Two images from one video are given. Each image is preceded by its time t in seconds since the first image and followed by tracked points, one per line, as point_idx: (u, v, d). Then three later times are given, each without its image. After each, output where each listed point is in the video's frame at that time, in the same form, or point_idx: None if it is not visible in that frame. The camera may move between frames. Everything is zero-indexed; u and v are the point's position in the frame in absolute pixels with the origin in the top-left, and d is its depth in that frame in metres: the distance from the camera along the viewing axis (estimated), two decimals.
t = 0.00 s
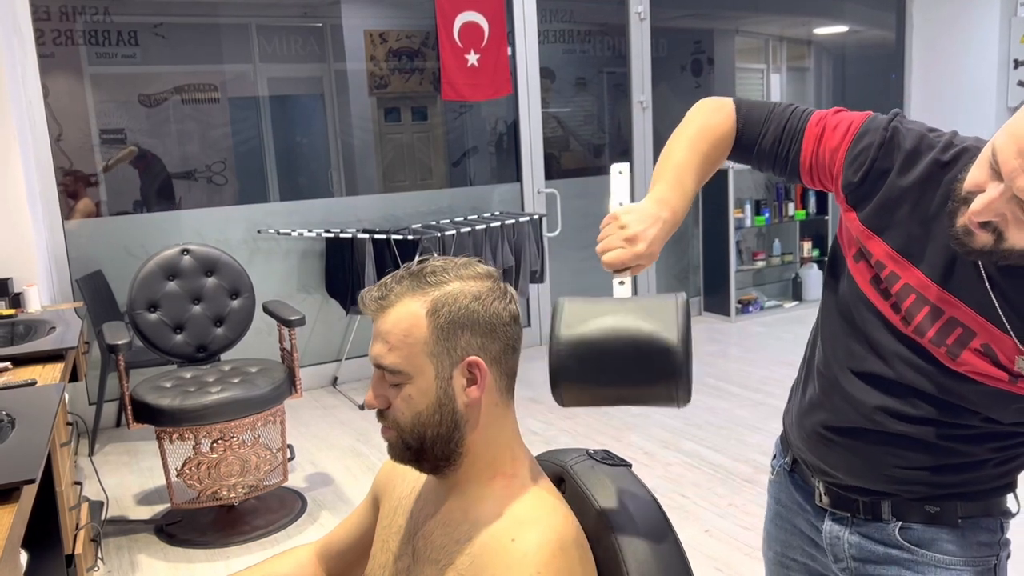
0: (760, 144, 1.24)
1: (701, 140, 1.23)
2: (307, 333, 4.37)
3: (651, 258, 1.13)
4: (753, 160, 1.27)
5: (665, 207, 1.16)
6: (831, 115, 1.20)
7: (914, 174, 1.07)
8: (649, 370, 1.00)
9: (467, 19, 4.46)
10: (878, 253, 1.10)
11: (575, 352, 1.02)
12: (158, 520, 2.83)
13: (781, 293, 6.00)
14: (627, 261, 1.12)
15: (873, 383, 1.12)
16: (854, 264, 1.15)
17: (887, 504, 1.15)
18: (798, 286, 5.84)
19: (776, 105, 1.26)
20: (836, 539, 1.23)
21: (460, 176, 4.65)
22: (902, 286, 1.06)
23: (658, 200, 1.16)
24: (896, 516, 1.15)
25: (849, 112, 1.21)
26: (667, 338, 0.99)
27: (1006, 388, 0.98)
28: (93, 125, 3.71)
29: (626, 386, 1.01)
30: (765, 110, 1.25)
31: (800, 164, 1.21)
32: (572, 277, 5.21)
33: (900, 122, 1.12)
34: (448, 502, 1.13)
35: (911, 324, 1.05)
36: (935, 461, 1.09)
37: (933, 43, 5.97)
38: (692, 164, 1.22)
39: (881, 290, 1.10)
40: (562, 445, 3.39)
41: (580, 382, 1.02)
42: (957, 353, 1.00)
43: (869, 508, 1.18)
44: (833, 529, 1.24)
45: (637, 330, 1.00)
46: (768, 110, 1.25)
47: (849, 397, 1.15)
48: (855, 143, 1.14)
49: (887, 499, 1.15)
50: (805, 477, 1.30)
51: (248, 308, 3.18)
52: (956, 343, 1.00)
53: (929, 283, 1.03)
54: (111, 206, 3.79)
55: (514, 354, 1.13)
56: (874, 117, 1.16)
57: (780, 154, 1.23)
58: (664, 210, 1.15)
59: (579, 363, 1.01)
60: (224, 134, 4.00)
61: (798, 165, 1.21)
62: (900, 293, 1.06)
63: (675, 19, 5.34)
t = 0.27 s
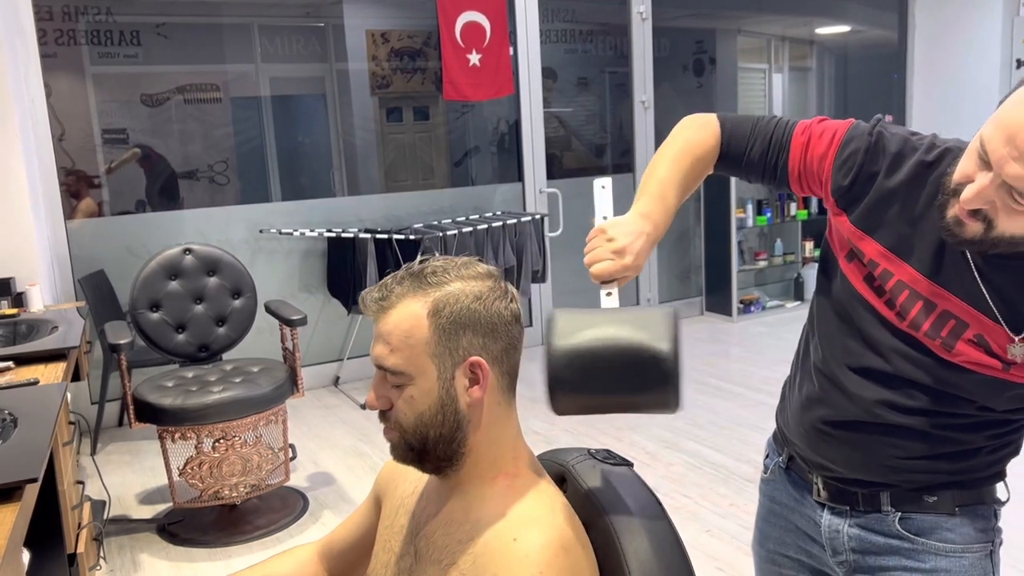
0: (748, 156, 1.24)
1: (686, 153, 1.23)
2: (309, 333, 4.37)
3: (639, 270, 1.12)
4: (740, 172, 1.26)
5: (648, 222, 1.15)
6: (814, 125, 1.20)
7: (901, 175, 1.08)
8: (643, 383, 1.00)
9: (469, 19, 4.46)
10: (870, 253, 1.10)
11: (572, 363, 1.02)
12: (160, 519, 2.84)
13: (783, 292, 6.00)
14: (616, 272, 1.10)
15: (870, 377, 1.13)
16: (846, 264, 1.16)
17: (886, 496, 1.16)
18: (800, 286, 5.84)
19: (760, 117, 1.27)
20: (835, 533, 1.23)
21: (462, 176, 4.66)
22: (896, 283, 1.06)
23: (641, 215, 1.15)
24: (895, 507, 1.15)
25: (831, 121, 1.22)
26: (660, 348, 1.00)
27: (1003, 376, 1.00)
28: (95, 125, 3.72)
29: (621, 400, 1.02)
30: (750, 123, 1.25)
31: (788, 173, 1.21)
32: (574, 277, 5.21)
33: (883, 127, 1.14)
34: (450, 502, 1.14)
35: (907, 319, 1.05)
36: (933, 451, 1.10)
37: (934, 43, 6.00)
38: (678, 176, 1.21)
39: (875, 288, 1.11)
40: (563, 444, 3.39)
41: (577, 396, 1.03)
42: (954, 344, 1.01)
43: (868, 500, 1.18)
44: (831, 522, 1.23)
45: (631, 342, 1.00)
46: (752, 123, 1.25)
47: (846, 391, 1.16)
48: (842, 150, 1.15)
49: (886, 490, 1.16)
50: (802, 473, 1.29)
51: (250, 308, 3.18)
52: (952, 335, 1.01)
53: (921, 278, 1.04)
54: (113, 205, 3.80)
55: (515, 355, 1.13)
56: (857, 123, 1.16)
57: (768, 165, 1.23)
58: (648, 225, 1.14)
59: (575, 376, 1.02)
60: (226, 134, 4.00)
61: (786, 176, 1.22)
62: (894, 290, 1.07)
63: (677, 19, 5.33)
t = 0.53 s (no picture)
0: (733, 169, 1.28)
1: (670, 166, 1.26)
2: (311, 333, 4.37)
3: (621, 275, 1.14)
4: (722, 184, 1.30)
5: (632, 230, 1.18)
6: (792, 138, 1.26)
7: (882, 179, 1.15)
8: (638, 382, 1.01)
9: (472, 18, 4.45)
10: (857, 254, 1.16)
11: (568, 361, 1.01)
12: (163, 518, 2.84)
13: (786, 293, 5.99)
14: (602, 275, 1.12)
15: (864, 375, 1.17)
16: (833, 268, 1.21)
17: (882, 490, 1.19)
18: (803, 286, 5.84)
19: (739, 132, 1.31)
20: (832, 530, 1.25)
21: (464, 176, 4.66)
22: (884, 282, 1.13)
23: (624, 223, 1.18)
24: (892, 502, 1.19)
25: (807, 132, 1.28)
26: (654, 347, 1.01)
27: (990, 367, 1.06)
28: (98, 125, 3.72)
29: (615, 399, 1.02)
30: (731, 137, 1.29)
31: (773, 182, 1.26)
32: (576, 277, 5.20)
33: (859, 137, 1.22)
34: (453, 501, 1.14)
35: (897, 316, 1.11)
36: (927, 444, 1.14)
37: (935, 43, 6.00)
38: (659, 191, 1.24)
39: (863, 290, 1.16)
40: (565, 445, 3.39)
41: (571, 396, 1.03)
42: (942, 337, 1.08)
43: (865, 496, 1.21)
44: (828, 520, 1.26)
45: (629, 343, 1.01)
46: (734, 137, 1.29)
47: (840, 390, 1.20)
48: (825, 159, 1.21)
49: (882, 486, 1.19)
50: (799, 472, 1.31)
51: (253, 308, 3.18)
52: (941, 327, 1.08)
53: (908, 277, 1.11)
54: (116, 205, 3.80)
55: (520, 354, 1.13)
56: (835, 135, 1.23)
57: (753, 176, 1.27)
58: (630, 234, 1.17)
59: (571, 376, 1.02)
60: (229, 134, 4.01)
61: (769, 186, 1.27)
62: (882, 289, 1.13)
63: (679, 19, 5.33)
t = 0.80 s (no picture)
0: (720, 180, 1.31)
1: (657, 178, 1.30)
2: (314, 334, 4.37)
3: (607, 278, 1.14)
4: (710, 196, 1.34)
5: (618, 236, 1.19)
6: (774, 150, 1.30)
7: (865, 184, 1.20)
8: (629, 376, 1.01)
9: (475, 18, 4.45)
10: (843, 257, 1.21)
11: (566, 349, 1.02)
12: (165, 518, 2.84)
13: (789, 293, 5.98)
14: (590, 275, 1.11)
15: (854, 374, 1.20)
16: (820, 272, 1.25)
17: (875, 488, 1.22)
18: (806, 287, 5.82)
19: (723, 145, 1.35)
20: (826, 530, 1.27)
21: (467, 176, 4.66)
22: (870, 283, 1.17)
23: (610, 229, 1.20)
24: (884, 500, 1.21)
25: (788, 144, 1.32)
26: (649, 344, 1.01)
27: (973, 360, 1.12)
28: (102, 125, 3.73)
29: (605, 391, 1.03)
30: (715, 150, 1.33)
31: (760, 192, 1.30)
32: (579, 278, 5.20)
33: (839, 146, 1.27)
34: (457, 502, 1.14)
35: (883, 315, 1.16)
36: (918, 440, 1.18)
37: (939, 44, 6.00)
38: (645, 202, 1.27)
39: (850, 291, 1.20)
40: (568, 445, 3.40)
41: (563, 384, 1.03)
42: (927, 333, 1.13)
43: (858, 494, 1.24)
44: (822, 519, 1.28)
45: (620, 339, 1.01)
46: (719, 151, 1.33)
47: (832, 389, 1.23)
48: (808, 168, 1.26)
49: (874, 485, 1.22)
50: (792, 473, 1.33)
51: (255, 308, 3.18)
52: (926, 324, 1.13)
53: (894, 277, 1.15)
54: (119, 205, 3.80)
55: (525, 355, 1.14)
56: (816, 145, 1.28)
57: (740, 187, 1.31)
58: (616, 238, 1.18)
59: (566, 365, 1.02)
60: (232, 134, 4.01)
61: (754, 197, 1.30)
62: (868, 289, 1.18)
63: (682, 19, 5.33)
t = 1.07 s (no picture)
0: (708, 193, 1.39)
1: (646, 190, 1.36)
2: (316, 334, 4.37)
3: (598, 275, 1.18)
4: (699, 208, 1.41)
5: (609, 240, 1.25)
6: (758, 161, 1.39)
7: (845, 187, 1.28)
8: (632, 351, 1.00)
9: (478, 19, 4.46)
10: (829, 258, 1.28)
11: (564, 327, 1.01)
12: (167, 518, 2.85)
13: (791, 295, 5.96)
14: (584, 270, 1.15)
15: (847, 372, 1.25)
16: (806, 275, 1.32)
17: (870, 485, 1.25)
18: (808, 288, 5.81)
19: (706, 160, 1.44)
20: (822, 528, 1.30)
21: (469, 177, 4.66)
22: (856, 280, 1.24)
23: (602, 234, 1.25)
24: (879, 498, 1.25)
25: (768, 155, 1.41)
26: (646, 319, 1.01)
27: (957, 351, 1.18)
28: (105, 125, 3.73)
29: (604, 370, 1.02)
30: (700, 165, 1.41)
31: (746, 201, 1.38)
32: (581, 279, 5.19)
33: (816, 152, 1.36)
34: (460, 502, 1.14)
35: (871, 312, 1.22)
36: (911, 434, 1.22)
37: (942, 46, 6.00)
38: (633, 212, 1.33)
39: (837, 291, 1.26)
40: (569, 446, 3.40)
41: (568, 364, 1.02)
42: (915, 327, 1.19)
43: (854, 491, 1.27)
44: (818, 517, 1.30)
45: (620, 309, 1.02)
46: (704, 165, 1.41)
47: (824, 388, 1.27)
48: (790, 175, 1.34)
49: (870, 482, 1.25)
50: (788, 473, 1.36)
51: (258, 308, 3.18)
52: (913, 317, 1.19)
53: (879, 273, 1.22)
54: (122, 205, 3.81)
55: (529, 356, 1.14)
56: (796, 155, 1.37)
57: (727, 197, 1.39)
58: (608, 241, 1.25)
59: (569, 343, 1.01)
60: (235, 134, 4.01)
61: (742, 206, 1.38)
62: (854, 287, 1.24)
63: (684, 21, 5.33)
